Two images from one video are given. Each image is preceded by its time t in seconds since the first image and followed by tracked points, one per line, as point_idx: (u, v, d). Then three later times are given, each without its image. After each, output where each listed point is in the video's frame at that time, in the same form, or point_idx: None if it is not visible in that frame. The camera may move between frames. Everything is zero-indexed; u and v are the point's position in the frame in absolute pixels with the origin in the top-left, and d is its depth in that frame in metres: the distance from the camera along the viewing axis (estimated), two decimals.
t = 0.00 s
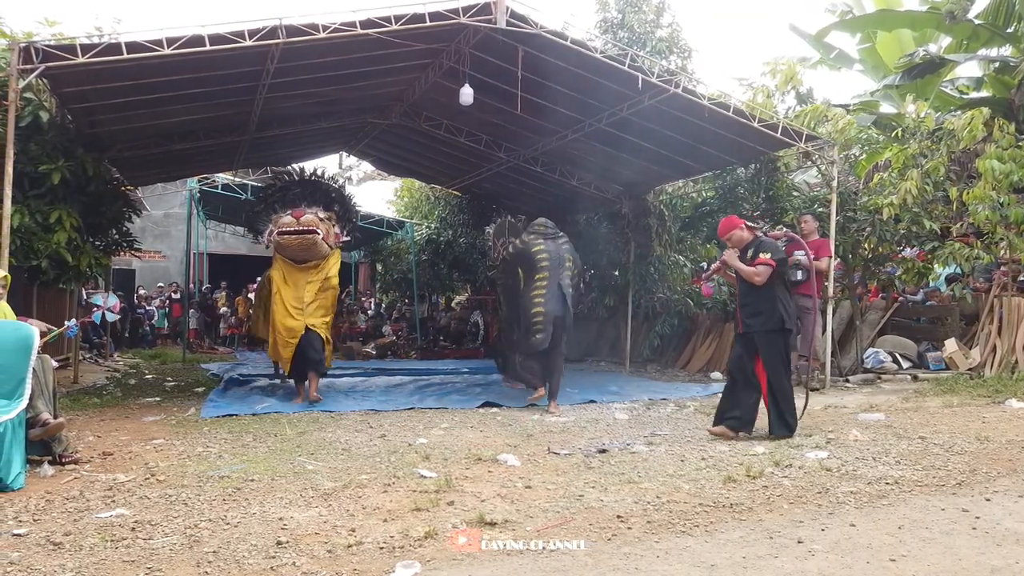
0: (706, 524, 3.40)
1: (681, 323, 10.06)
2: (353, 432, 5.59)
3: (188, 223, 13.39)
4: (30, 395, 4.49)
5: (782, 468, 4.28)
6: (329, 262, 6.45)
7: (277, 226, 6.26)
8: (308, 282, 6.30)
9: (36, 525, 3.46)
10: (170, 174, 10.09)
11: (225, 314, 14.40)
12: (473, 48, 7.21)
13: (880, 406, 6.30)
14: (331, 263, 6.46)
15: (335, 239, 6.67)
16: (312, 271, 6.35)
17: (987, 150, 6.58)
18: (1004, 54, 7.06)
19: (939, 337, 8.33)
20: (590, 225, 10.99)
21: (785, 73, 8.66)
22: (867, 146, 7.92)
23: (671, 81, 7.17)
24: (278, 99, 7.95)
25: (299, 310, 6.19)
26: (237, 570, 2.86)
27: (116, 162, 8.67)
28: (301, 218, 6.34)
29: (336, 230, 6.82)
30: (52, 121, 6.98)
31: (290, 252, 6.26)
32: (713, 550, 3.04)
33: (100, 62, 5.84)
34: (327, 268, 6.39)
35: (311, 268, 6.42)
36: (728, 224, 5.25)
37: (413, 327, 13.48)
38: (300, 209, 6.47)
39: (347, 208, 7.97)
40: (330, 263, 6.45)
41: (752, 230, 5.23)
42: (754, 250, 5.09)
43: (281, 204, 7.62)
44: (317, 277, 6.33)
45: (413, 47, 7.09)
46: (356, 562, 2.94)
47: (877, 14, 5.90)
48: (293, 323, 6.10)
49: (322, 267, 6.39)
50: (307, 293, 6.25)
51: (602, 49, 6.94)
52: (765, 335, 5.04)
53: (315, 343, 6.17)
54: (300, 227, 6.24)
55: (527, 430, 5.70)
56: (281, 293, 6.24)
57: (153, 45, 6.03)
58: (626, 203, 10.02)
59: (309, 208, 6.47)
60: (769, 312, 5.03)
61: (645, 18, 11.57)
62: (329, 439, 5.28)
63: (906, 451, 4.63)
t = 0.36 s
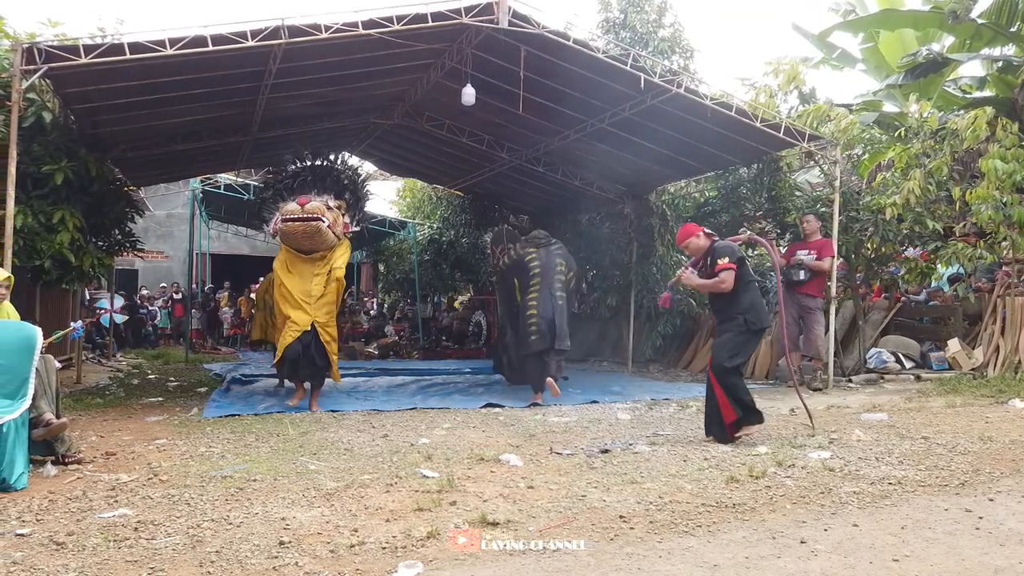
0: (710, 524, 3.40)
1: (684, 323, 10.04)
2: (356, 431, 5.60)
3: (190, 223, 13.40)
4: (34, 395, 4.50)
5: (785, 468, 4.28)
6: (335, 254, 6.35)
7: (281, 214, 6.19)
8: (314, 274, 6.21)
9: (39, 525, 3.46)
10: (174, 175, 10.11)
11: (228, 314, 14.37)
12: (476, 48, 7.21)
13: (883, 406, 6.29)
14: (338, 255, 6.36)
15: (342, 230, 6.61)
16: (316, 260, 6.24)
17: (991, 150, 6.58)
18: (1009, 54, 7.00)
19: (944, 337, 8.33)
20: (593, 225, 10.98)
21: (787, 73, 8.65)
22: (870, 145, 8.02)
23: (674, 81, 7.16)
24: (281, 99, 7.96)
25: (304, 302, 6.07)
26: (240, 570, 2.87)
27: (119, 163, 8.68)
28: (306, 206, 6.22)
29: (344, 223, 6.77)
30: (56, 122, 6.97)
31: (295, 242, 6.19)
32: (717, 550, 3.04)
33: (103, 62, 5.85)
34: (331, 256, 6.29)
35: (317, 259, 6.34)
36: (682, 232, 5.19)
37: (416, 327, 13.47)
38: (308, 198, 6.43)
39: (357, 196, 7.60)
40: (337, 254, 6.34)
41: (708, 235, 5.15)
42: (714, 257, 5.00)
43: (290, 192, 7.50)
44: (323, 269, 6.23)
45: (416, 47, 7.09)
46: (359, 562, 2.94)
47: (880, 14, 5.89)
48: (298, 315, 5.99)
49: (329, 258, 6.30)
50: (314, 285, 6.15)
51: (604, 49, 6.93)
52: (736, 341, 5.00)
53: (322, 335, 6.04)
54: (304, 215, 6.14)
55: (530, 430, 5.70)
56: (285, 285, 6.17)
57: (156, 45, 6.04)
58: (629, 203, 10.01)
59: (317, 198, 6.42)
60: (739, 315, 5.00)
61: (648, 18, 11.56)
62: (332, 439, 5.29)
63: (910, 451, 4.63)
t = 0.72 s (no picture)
0: (712, 524, 3.40)
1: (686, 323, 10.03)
2: (357, 431, 5.60)
3: (193, 223, 13.41)
4: (36, 395, 4.50)
5: (787, 469, 4.28)
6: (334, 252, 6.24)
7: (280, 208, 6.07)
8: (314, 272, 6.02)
9: (41, 525, 3.47)
10: (176, 175, 10.12)
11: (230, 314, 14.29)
12: (478, 48, 7.21)
13: (886, 406, 6.28)
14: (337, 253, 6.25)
15: (343, 227, 6.50)
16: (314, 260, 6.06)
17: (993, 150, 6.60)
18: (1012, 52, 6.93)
19: (945, 337, 8.28)
20: (595, 225, 10.97)
21: (789, 72, 8.63)
22: (872, 144, 8.27)
23: (676, 80, 7.16)
24: (283, 99, 7.96)
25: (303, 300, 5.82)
26: (242, 570, 2.87)
27: (121, 163, 8.69)
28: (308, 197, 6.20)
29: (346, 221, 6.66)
30: (58, 122, 6.95)
31: (294, 237, 6.05)
32: (718, 550, 3.04)
33: (105, 63, 5.85)
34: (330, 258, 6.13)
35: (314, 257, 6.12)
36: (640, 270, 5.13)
37: (418, 327, 13.44)
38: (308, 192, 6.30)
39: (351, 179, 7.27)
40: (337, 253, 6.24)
41: (660, 267, 5.02)
42: (667, 298, 4.90)
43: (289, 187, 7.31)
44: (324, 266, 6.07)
45: (418, 47, 7.10)
46: (361, 562, 2.94)
47: (882, 15, 5.87)
48: (294, 314, 5.72)
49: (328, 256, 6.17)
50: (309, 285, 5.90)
51: (606, 49, 6.93)
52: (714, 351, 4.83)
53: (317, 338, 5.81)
54: (305, 206, 6.12)
55: (532, 430, 5.70)
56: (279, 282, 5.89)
57: (158, 46, 6.05)
58: (630, 203, 10.00)
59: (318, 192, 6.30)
60: (716, 327, 4.85)
61: (649, 17, 11.54)
62: (334, 439, 5.29)
63: (912, 451, 4.62)
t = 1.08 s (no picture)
0: (714, 525, 3.39)
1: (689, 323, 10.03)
2: (359, 432, 5.60)
3: (194, 223, 13.44)
4: (38, 395, 4.51)
5: (789, 469, 4.27)
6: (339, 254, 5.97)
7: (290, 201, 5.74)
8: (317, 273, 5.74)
9: (44, 525, 3.47)
10: (178, 175, 10.12)
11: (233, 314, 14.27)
12: (479, 48, 7.22)
13: (888, 406, 6.27)
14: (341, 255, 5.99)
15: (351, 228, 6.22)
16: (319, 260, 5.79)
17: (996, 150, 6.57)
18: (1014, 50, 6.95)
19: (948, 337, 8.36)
20: (596, 225, 10.97)
21: (791, 72, 8.62)
22: (874, 145, 8.12)
23: (677, 80, 7.16)
24: (285, 99, 7.97)
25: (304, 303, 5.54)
26: (244, 570, 2.87)
27: (123, 163, 8.69)
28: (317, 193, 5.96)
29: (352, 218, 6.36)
30: (60, 123, 6.97)
31: (300, 232, 5.72)
32: (721, 550, 3.04)
33: (108, 64, 5.86)
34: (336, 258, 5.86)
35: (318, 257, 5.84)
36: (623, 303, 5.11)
37: (419, 327, 13.30)
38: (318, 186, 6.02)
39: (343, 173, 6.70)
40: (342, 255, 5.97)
41: (642, 301, 4.99)
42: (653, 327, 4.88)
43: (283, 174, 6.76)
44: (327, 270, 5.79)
45: (419, 47, 7.10)
46: (363, 562, 2.94)
47: (883, 15, 5.86)
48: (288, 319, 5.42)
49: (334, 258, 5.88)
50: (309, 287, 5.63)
51: (607, 49, 6.92)
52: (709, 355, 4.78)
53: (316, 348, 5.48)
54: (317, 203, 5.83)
55: (533, 430, 5.70)
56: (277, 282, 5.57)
57: (160, 46, 6.05)
58: (632, 203, 10.00)
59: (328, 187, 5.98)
60: (706, 332, 4.83)
61: (651, 17, 11.54)
62: (336, 439, 5.29)
63: (914, 451, 4.62)
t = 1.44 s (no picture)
0: (716, 525, 3.39)
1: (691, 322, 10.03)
2: (361, 432, 5.60)
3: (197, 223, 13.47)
4: (41, 395, 4.52)
5: (792, 469, 4.27)
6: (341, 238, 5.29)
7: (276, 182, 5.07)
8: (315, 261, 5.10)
9: (47, 525, 3.48)
10: (180, 175, 10.13)
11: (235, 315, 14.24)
12: (481, 48, 7.22)
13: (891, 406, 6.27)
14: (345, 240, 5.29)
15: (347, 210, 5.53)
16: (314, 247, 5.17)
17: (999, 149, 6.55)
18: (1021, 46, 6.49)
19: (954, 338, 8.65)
20: (598, 225, 10.97)
21: (794, 72, 8.60)
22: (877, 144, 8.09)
23: (679, 80, 7.16)
24: (288, 100, 7.98)
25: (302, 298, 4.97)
26: (247, 570, 2.87)
27: (126, 163, 8.70)
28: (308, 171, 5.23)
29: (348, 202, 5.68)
30: (63, 124, 7.07)
31: (291, 218, 5.08)
32: (723, 550, 3.03)
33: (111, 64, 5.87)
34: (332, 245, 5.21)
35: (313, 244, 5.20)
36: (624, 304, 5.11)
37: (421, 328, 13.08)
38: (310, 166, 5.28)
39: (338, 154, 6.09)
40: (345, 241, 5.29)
41: (641, 301, 4.98)
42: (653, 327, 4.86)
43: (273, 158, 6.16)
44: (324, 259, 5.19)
45: (421, 47, 7.10)
46: (365, 562, 2.94)
47: (883, 14, 5.83)
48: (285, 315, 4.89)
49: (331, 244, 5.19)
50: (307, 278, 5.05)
51: (609, 49, 6.92)
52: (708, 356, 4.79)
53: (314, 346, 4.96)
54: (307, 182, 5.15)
55: (535, 430, 5.70)
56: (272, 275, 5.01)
57: (162, 47, 6.06)
58: (634, 203, 9.99)
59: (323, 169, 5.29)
60: (707, 332, 4.83)
61: (653, 17, 11.53)
62: (338, 439, 5.29)
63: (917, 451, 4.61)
